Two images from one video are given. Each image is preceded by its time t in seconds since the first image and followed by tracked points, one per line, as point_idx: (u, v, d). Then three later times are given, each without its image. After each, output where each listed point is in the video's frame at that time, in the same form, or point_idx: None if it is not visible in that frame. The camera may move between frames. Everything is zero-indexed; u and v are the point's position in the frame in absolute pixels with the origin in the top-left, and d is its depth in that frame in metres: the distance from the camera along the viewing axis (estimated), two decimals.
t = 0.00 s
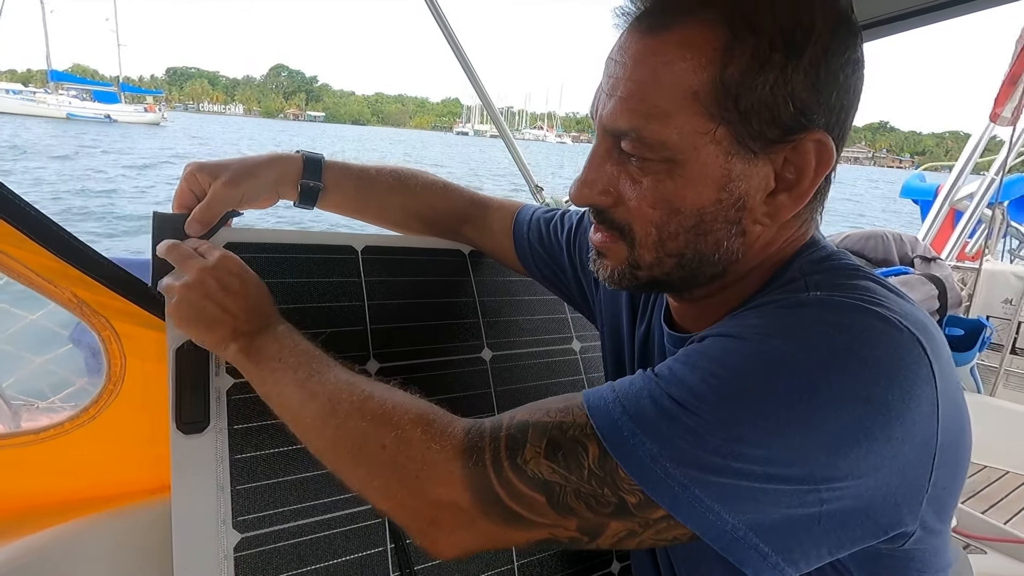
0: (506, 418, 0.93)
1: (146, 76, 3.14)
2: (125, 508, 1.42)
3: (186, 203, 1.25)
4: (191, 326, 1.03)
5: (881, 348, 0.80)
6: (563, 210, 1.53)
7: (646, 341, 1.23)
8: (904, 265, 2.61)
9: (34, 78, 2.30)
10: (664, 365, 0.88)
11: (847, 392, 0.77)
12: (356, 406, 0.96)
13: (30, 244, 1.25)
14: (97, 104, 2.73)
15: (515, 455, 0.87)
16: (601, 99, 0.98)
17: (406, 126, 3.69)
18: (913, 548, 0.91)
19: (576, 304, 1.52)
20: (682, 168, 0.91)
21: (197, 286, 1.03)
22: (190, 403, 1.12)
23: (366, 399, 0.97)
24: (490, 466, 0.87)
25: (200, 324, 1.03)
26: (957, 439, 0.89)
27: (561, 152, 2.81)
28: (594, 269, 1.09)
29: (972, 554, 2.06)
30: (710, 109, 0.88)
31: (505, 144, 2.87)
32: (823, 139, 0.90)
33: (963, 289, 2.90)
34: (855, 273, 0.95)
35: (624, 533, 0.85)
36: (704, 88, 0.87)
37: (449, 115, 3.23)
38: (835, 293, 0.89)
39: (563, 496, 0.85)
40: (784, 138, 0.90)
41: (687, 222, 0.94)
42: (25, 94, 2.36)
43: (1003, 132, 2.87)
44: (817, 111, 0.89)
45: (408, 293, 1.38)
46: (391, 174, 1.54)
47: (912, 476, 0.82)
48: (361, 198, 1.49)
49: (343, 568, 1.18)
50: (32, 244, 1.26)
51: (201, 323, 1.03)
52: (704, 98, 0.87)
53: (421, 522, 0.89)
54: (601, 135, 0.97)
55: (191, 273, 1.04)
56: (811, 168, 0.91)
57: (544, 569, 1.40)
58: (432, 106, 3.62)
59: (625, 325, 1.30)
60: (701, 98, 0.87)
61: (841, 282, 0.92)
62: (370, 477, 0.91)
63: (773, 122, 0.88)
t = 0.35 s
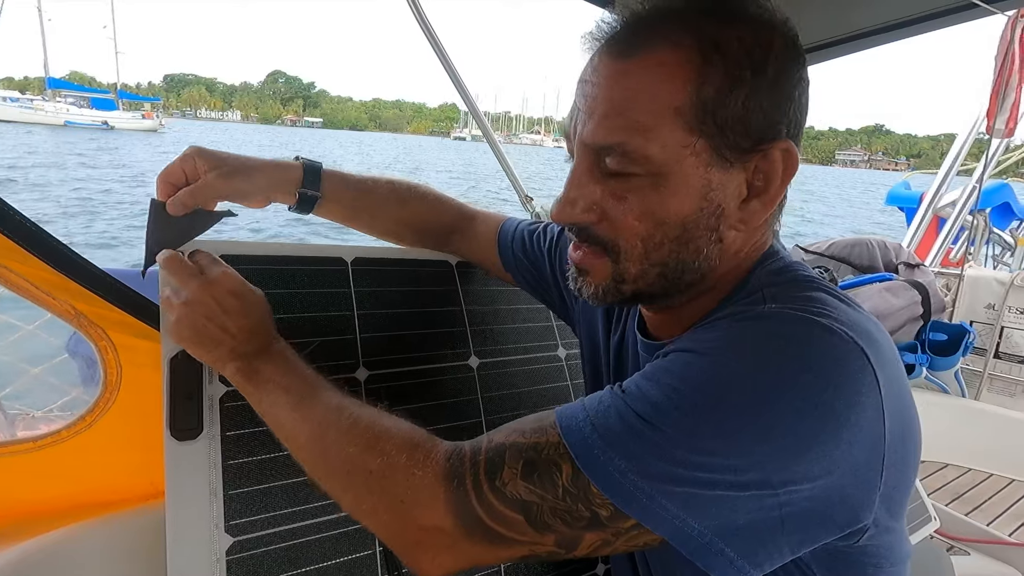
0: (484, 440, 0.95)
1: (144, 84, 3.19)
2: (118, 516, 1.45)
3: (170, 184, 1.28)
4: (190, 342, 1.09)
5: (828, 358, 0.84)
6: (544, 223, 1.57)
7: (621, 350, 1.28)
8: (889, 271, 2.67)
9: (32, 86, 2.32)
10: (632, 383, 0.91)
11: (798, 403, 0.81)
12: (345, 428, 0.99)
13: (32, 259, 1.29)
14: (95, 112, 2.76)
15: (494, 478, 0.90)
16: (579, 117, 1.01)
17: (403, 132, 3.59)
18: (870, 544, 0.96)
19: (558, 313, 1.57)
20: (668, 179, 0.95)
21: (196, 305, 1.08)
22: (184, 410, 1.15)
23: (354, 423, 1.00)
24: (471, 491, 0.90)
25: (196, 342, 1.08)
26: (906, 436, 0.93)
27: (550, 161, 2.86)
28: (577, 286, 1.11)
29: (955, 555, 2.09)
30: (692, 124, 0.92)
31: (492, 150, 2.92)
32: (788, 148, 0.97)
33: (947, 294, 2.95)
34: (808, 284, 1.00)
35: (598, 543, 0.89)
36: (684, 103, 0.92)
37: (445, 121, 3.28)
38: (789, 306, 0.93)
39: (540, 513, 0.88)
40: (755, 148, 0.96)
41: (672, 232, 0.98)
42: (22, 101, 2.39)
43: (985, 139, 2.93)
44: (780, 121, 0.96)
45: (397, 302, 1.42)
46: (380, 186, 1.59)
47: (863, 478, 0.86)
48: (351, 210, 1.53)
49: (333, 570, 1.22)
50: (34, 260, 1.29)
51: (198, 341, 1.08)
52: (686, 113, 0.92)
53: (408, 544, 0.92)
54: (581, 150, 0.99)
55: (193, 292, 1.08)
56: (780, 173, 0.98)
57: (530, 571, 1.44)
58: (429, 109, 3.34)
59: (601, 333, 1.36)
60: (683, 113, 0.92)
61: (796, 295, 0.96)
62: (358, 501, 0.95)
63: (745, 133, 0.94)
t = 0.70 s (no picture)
0: (484, 460, 0.96)
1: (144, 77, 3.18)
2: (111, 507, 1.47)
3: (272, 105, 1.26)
4: (199, 369, 1.11)
5: (818, 352, 0.85)
6: (535, 216, 1.63)
7: (609, 343, 1.29)
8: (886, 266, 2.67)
9: (33, 80, 2.32)
10: (625, 390, 0.91)
11: (792, 399, 0.81)
12: (349, 455, 0.99)
13: (23, 251, 1.31)
14: (95, 105, 2.76)
15: (497, 499, 0.90)
16: (600, 114, 1.06)
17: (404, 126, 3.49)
18: (858, 532, 0.97)
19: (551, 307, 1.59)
20: (707, 146, 1.01)
21: (204, 332, 1.09)
22: (176, 401, 1.17)
23: (359, 447, 1.00)
24: (475, 513, 0.91)
25: (206, 368, 1.10)
26: (892, 423, 0.94)
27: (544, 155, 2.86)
28: (617, 292, 1.09)
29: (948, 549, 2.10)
30: (719, 88, 1.02)
31: (487, 142, 2.92)
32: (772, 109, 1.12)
33: (944, 289, 2.95)
34: (795, 276, 1.01)
35: (605, 554, 0.88)
36: (709, 71, 1.01)
37: (448, 114, 3.28)
38: (780, 302, 0.93)
39: (546, 530, 0.89)
40: (755, 112, 1.08)
41: (713, 200, 1.04)
42: (24, 95, 2.38)
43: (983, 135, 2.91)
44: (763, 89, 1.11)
45: (390, 295, 1.42)
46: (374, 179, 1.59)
47: (855, 468, 0.86)
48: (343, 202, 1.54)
49: (323, 560, 1.23)
50: (25, 252, 1.31)
51: (207, 367, 1.09)
52: (712, 80, 1.01)
53: (417, 565, 0.93)
54: (618, 140, 1.05)
55: (201, 321, 1.10)
56: (771, 135, 1.12)
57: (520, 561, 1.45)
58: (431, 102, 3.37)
59: (589, 326, 1.37)
60: (710, 80, 1.01)
61: (784, 288, 0.97)
62: (367, 526, 0.95)
63: (747, 99, 1.06)
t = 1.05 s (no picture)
0: (496, 458, 0.97)
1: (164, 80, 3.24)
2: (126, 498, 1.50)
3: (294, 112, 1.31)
4: (216, 368, 1.13)
5: (832, 352, 0.85)
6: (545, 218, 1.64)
7: (617, 343, 1.29)
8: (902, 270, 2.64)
9: (56, 83, 2.37)
10: (637, 389, 0.91)
11: (805, 398, 0.81)
12: (364, 452, 1.01)
13: (43, 249, 1.34)
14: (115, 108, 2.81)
15: (510, 497, 0.91)
16: (617, 110, 1.06)
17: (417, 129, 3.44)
18: (868, 534, 0.96)
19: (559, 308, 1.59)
20: (721, 146, 1.02)
21: (221, 333, 1.12)
22: (189, 397, 1.19)
23: (373, 445, 1.02)
24: (488, 510, 0.91)
25: (223, 368, 1.12)
26: (903, 426, 0.93)
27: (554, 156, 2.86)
28: (633, 289, 1.09)
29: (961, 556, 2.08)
30: (733, 88, 1.02)
31: (498, 145, 2.94)
32: (785, 110, 1.12)
33: (961, 294, 2.91)
34: (806, 277, 1.01)
35: (618, 553, 0.89)
36: (724, 70, 1.02)
37: (462, 116, 3.30)
38: (793, 302, 0.93)
39: (559, 528, 0.89)
40: (769, 112, 1.08)
41: (725, 200, 1.05)
42: (49, 98, 2.44)
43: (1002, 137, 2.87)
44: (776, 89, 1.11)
45: (400, 295, 1.44)
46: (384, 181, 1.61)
47: (868, 468, 0.86)
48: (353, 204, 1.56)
49: (332, 555, 1.24)
50: (45, 249, 1.34)
51: (223, 366, 1.12)
52: (726, 78, 1.02)
53: (431, 562, 0.94)
54: (632, 138, 1.05)
55: (218, 318, 1.13)
56: (784, 136, 1.12)
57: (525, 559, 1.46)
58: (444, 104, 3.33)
59: (597, 326, 1.37)
60: (724, 79, 1.02)
61: (796, 289, 0.97)
62: (379, 522, 0.96)
63: (761, 99, 1.07)
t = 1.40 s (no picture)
0: (501, 462, 0.98)
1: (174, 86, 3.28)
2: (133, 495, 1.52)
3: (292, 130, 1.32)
4: (227, 373, 1.16)
5: (831, 359, 0.86)
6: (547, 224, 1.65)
7: (617, 348, 1.31)
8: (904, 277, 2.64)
9: (69, 88, 2.40)
10: (639, 394, 0.93)
11: (804, 405, 0.83)
12: (370, 455, 1.03)
13: (57, 250, 1.38)
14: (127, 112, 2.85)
15: (514, 500, 0.93)
16: (620, 121, 1.08)
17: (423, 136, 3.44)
18: (865, 538, 0.97)
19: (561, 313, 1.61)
20: (721, 156, 1.04)
21: (234, 338, 1.14)
22: (196, 397, 1.21)
23: (380, 448, 1.03)
24: (493, 513, 0.93)
25: (234, 372, 1.15)
26: (901, 433, 0.94)
27: (557, 162, 2.88)
28: (634, 301, 1.11)
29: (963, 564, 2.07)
30: (731, 98, 1.04)
31: (502, 150, 2.96)
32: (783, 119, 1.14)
33: (964, 301, 2.90)
34: (806, 285, 1.02)
35: (620, 556, 0.90)
36: (722, 81, 1.04)
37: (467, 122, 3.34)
38: (793, 309, 0.94)
39: (562, 531, 0.91)
40: (766, 121, 1.10)
41: (726, 209, 1.06)
42: (62, 103, 2.47)
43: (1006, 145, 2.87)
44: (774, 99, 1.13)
45: (403, 298, 1.46)
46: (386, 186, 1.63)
47: (866, 473, 0.87)
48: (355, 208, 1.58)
49: (333, 553, 1.26)
50: (58, 251, 1.38)
51: (235, 371, 1.15)
52: (725, 89, 1.04)
53: (437, 563, 0.96)
54: (635, 150, 1.07)
55: (229, 324, 1.15)
56: (782, 144, 1.14)
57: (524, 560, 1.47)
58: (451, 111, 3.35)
59: (596, 331, 1.39)
60: (723, 90, 1.04)
61: (797, 296, 0.98)
62: (386, 524, 0.98)
63: (759, 108, 1.09)
